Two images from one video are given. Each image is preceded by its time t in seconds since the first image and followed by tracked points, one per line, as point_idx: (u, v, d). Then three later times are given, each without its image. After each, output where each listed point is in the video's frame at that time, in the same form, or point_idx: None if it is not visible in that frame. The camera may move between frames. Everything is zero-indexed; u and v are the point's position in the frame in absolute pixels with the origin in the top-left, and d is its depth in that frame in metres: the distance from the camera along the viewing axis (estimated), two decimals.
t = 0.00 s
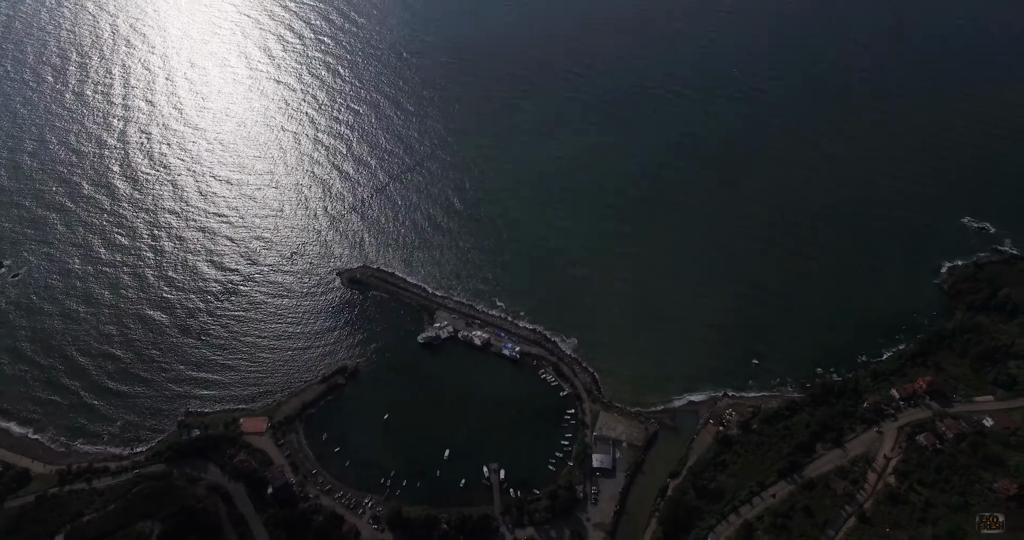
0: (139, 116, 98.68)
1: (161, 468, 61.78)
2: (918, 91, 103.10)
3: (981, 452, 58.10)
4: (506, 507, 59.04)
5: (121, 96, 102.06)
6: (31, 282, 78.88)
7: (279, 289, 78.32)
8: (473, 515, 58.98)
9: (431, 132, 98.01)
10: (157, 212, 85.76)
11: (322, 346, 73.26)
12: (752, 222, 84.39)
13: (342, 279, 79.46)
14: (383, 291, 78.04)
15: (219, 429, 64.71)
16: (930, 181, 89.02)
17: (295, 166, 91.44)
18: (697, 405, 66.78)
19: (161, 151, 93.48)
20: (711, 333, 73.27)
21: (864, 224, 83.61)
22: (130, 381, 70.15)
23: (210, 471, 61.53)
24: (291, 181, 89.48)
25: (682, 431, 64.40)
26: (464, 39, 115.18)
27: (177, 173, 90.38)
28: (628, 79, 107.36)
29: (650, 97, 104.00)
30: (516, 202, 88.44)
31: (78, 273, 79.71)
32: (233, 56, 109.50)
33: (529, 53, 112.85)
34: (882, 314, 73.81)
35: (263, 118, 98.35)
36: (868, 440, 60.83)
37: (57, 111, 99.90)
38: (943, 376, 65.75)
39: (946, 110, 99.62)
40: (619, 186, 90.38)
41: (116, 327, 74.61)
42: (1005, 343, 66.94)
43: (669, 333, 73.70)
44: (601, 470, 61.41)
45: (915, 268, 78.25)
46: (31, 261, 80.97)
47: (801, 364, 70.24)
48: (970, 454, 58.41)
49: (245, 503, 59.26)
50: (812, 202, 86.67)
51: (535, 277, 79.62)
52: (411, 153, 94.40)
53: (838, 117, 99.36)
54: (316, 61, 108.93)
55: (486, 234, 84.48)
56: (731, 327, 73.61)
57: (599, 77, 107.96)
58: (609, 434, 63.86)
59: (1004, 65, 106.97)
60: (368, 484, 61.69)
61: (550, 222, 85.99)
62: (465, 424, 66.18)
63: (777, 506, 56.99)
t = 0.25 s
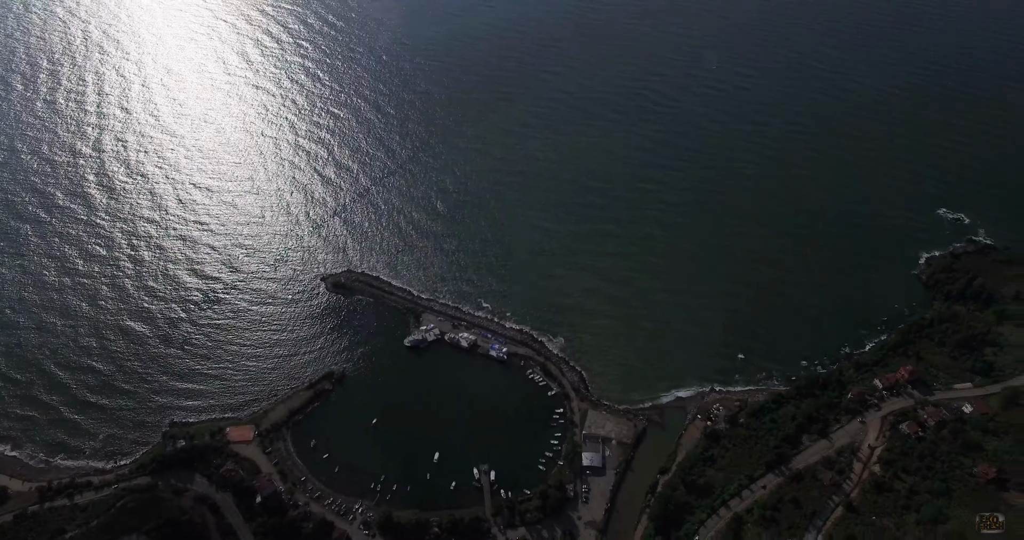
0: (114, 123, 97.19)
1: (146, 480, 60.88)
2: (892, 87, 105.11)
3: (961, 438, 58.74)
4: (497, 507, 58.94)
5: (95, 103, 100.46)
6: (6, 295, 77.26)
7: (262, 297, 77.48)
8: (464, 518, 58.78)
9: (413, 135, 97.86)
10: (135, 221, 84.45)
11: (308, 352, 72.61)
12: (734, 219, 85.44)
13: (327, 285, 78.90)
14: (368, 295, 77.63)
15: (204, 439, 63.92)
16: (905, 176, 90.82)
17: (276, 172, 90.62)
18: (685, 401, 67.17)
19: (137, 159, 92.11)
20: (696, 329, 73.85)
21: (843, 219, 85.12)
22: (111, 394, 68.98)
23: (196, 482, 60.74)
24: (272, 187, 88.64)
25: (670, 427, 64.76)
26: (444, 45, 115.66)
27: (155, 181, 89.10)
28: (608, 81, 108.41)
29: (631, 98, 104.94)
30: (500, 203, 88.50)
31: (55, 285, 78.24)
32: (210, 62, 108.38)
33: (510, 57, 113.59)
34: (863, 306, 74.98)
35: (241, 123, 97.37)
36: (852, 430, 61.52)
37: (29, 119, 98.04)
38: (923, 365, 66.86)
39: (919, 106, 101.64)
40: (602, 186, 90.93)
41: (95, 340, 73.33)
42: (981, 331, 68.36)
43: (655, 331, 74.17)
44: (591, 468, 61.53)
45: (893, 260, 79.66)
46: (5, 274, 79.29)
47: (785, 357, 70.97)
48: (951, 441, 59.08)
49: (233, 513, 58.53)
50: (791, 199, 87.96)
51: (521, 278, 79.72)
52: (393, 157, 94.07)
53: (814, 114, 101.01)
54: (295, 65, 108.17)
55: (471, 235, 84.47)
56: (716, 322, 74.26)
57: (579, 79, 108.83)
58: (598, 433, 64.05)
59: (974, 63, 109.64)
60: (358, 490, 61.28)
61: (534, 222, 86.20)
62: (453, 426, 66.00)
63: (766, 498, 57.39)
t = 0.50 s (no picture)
0: (88, 132, 95.72)
1: (131, 493, 59.96)
2: (868, 83, 106.81)
3: (943, 425, 59.38)
4: (489, 509, 58.74)
5: (68, 111, 98.88)
6: None
7: (245, 304, 76.68)
8: (456, 520, 58.52)
9: (395, 138, 97.64)
10: (113, 231, 83.11)
11: (294, 359, 71.95)
12: (716, 216, 86.27)
13: (311, 290, 78.30)
14: (353, 300, 77.19)
15: (190, 448, 63.09)
16: (882, 169, 92.25)
17: (257, 178, 89.81)
18: (673, 397, 67.55)
19: (114, 168, 90.77)
20: (682, 325, 74.32)
21: (823, 213, 86.30)
22: (93, 408, 67.81)
23: (183, 492, 59.91)
24: (253, 193, 87.81)
25: (659, 424, 65.06)
26: (425, 50, 115.95)
27: (132, 190, 87.83)
28: (589, 84, 109.33)
29: (611, 100, 105.95)
30: (484, 204, 88.57)
31: (32, 299, 76.77)
32: (186, 68, 107.28)
33: (490, 60, 114.11)
34: (844, 298, 75.95)
35: (220, 130, 96.42)
36: (838, 422, 62.16)
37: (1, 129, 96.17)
38: (905, 354, 67.79)
39: (895, 100, 103.27)
40: (585, 185, 91.33)
41: (75, 353, 72.03)
42: (960, 320, 69.54)
43: (641, 328, 74.50)
44: (581, 467, 61.58)
45: (873, 253, 80.83)
46: None
47: (771, 350, 71.59)
48: (933, 429, 59.70)
49: (221, 523, 57.81)
50: (772, 195, 89.09)
51: (506, 279, 79.74)
52: (375, 160, 93.70)
53: (791, 111, 102.62)
54: (274, 70, 107.41)
55: (455, 237, 84.37)
56: (701, 318, 74.84)
57: (560, 82, 109.69)
58: (588, 431, 64.18)
59: (946, 58, 111.83)
60: (348, 495, 60.83)
61: (518, 223, 86.36)
62: (442, 429, 65.78)
63: (754, 491, 57.69)
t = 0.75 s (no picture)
0: (60, 141, 93.87)
1: (115, 508, 58.98)
2: (841, 79, 108.78)
3: (924, 412, 60.30)
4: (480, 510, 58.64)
5: (39, 121, 96.88)
6: None
7: (227, 313, 75.70)
8: (447, 523, 58.37)
9: (375, 141, 97.21)
10: (88, 242, 81.50)
11: (278, 366, 71.18)
12: (697, 213, 87.07)
13: (294, 297, 77.58)
14: (337, 305, 76.59)
15: (175, 461, 62.19)
16: (857, 163, 93.85)
17: (235, 184, 88.73)
18: (660, 393, 67.99)
19: (88, 178, 89.10)
20: (667, 321, 74.87)
21: (802, 207, 87.52)
22: (73, 423, 66.51)
23: (169, 506, 59.05)
24: (232, 200, 86.78)
25: (647, 420, 65.41)
26: (403, 52, 115.65)
27: (107, 200, 86.29)
28: (567, 83, 109.74)
29: (590, 99, 106.52)
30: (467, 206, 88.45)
31: (6, 314, 75.06)
32: (160, 75, 105.77)
33: (469, 61, 114.10)
34: (825, 290, 77.01)
35: (196, 137, 95.16)
36: (822, 412, 62.97)
37: None
38: (886, 344, 68.92)
39: (868, 95, 105.27)
40: (567, 185, 91.67)
41: (52, 368, 70.57)
42: (937, 308, 70.95)
43: (627, 325, 74.89)
44: (570, 465, 61.69)
45: (851, 245, 82.14)
46: None
47: (754, 344, 72.42)
48: (915, 417, 60.60)
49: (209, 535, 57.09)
50: (751, 190, 90.20)
51: (491, 279, 79.71)
52: (355, 164, 93.11)
53: (768, 108, 104.06)
54: (249, 75, 106.26)
55: (439, 239, 84.15)
56: (685, 314, 75.45)
57: (539, 82, 109.99)
58: (576, 429, 64.30)
59: (916, 52, 114.06)
60: (337, 502, 60.39)
61: (502, 224, 86.42)
62: (431, 432, 65.52)
63: (743, 484, 58.21)
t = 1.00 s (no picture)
0: (35, 150, 92.23)
1: (101, 521, 57.99)
2: (819, 78, 110.54)
3: (908, 402, 60.99)
4: (472, 512, 58.38)
5: (13, 129, 95.14)
6: None
7: (212, 320, 74.78)
8: (439, 526, 58.10)
9: (359, 144, 96.81)
10: (66, 252, 80.08)
11: (266, 373, 70.47)
12: (682, 211, 87.80)
13: (280, 302, 76.91)
14: (324, 309, 76.05)
15: (161, 471, 61.30)
16: (838, 159, 95.24)
17: (217, 190, 87.77)
18: (649, 390, 68.30)
19: (65, 187, 87.60)
20: (654, 319, 75.28)
21: (784, 203, 88.61)
22: (55, 437, 65.27)
23: (157, 517, 58.18)
24: (214, 206, 85.82)
25: (637, 417, 65.67)
26: (384, 55, 115.43)
27: (86, 209, 84.90)
28: (550, 83, 110.19)
29: (573, 98, 107.00)
30: (453, 207, 88.36)
31: None
32: (137, 81, 104.49)
33: (451, 63, 114.16)
34: (809, 284, 77.96)
35: (176, 143, 94.06)
36: (810, 405, 63.61)
37: None
38: (870, 336, 69.84)
39: (845, 93, 107.08)
40: (552, 185, 91.90)
41: (32, 382, 69.22)
42: (919, 300, 72.08)
43: (615, 323, 75.17)
44: (561, 465, 61.69)
45: (834, 239, 83.27)
46: None
47: (741, 339, 73.05)
48: (900, 407, 61.30)
49: None
50: (734, 187, 91.19)
51: (478, 280, 79.64)
52: (339, 168, 92.63)
53: (748, 106, 105.33)
54: (229, 80, 105.27)
55: (425, 241, 83.95)
56: (672, 311, 75.94)
57: (522, 82, 110.26)
58: (567, 428, 64.35)
59: (884, 49, 116.13)
60: (328, 507, 59.87)
61: (488, 225, 86.41)
62: (421, 435, 65.21)
63: (733, 478, 58.50)
